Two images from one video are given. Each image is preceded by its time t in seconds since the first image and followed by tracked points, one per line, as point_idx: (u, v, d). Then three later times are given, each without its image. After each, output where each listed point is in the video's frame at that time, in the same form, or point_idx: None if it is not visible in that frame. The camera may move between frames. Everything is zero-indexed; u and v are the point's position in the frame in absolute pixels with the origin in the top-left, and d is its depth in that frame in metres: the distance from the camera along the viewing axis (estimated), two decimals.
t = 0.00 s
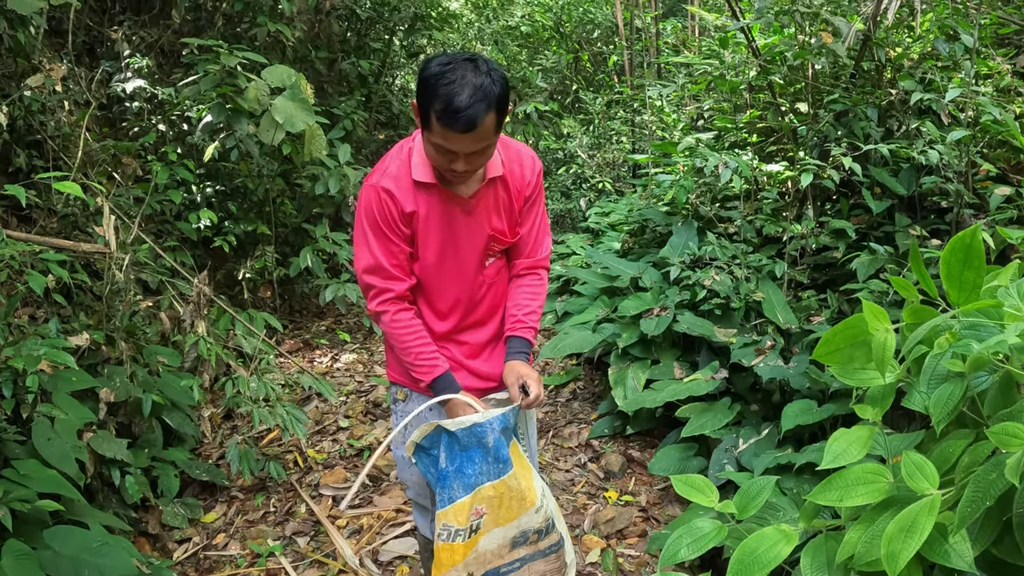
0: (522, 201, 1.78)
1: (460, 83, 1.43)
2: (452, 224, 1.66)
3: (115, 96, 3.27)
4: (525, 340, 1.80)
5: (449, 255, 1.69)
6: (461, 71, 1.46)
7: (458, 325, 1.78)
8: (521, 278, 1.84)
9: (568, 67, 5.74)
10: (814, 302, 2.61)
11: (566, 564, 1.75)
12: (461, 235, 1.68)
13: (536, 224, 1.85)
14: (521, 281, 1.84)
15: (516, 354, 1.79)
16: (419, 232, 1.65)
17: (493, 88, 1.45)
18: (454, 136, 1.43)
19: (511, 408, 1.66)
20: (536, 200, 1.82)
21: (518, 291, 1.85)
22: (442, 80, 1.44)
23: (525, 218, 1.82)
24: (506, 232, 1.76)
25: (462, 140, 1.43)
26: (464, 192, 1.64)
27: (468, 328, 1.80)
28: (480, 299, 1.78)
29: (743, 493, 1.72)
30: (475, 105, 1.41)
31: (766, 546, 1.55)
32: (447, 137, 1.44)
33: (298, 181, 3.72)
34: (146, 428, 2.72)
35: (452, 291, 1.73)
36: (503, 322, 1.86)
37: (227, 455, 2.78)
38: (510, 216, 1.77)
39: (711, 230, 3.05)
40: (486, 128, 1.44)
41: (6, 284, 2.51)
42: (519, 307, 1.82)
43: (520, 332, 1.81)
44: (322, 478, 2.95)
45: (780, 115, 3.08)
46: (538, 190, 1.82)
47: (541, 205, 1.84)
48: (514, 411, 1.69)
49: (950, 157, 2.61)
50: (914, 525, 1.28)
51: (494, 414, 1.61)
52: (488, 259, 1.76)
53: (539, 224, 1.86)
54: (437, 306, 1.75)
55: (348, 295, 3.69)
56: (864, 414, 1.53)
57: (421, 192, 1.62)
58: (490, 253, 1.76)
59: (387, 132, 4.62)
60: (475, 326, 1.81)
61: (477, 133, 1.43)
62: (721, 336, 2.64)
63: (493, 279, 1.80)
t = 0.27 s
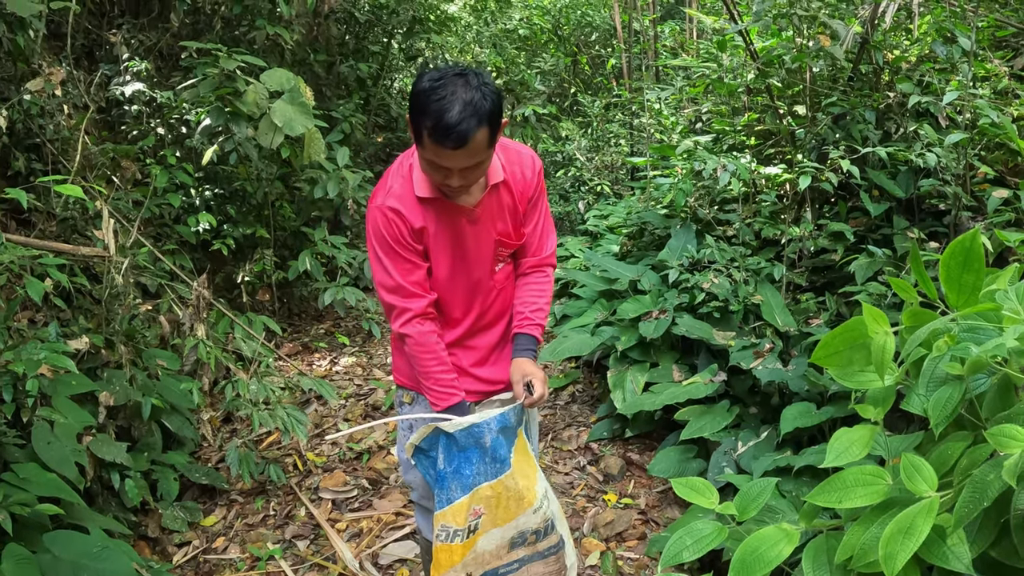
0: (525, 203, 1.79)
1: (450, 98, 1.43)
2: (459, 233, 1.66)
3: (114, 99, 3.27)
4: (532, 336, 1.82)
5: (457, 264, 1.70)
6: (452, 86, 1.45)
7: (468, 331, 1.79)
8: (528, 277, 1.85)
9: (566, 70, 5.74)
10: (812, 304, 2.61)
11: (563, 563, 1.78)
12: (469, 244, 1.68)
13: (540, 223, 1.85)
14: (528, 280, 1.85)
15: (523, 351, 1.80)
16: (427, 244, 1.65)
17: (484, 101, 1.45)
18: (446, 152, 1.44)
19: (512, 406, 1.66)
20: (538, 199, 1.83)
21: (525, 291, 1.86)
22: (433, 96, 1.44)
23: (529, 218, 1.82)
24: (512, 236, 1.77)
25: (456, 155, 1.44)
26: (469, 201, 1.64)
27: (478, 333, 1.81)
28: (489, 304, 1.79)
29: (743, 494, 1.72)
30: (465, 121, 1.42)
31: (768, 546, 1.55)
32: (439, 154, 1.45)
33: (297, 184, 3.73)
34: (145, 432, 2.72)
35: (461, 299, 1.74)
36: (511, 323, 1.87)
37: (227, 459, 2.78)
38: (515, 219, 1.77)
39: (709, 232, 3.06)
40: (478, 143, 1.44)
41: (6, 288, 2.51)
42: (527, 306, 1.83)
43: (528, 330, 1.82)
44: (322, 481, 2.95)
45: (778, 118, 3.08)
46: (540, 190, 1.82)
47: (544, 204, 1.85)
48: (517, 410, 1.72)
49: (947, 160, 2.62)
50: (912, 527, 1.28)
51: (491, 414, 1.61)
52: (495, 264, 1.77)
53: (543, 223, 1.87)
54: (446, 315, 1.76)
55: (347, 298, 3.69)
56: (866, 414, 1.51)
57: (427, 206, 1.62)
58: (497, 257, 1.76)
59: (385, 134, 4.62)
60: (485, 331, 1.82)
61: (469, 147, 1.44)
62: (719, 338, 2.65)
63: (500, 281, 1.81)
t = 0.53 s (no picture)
0: (529, 204, 1.79)
1: (453, 94, 1.43)
2: (461, 234, 1.67)
3: (111, 102, 3.27)
4: (540, 338, 1.82)
5: (461, 265, 1.70)
6: (454, 82, 1.46)
7: (472, 333, 1.79)
8: (533, 278, 1.86)
9: (564, 72, 5.75)
10: (810, 306, 2.61)
11: (562, 566, 1.77)
12: (469, 243, 1.68)
13: (546, 225, 1.85)
14: (533, 281, 1.85)
15: (530, 352, 1.80)
16: (428, 244, 1.65)
17: (486, 98, 1.45)
18: (448, 149, 1.44)
19: (517, 409, 1.68)
20: (544, 201, 1.83)
21: (531, 293, 1.86)
22: (435, 92, 1.44)
23: (534, 220, 1.82)
24: (515, 236, 1.76)
25: (458, 152, 1.44)
26: (470, 200, 1.64)
27: (483, 335, 1.81)
28: (490, 305, 1.79)
29: (741, 497, 1.72)
30: (467, 118, 1.42)
31: (767, 548, 1.54)
32: (441, 150, 1.45)
33: (294, 187, 3.72)
34: (142, 435, 2.71)
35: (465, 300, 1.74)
36: (517, 325, 1.88)
37: (224, 462, 2.78)
38: (519, 220, 1.77)
39: (707, 235, 3.06)
40: (480, 140, 1.44)
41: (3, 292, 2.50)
42: (533, 307, 1.84)
43: (534, 331, 1.82)
44: (319, 485, 2.95)
45: (775, 121, 3.05)
46: (546, 191, 1.82)
47: (550, 206, 1.85)
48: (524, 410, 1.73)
49: (944, 162, 2.62)
50: (910, 531, 1.27)
51: (492, 415, 1.63)
52: (499, 266, 1.77)
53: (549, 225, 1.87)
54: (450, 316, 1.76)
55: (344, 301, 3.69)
56: (865, 416, 1.52)
57: (426, 204, 1.62)
58: (501, 259, 1.76)
59: (383, 137, 4.62)
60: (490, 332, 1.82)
61: (472, 144, 1.44)
62: (717, 341, 2.65)
63: (506, 283, 1.81)
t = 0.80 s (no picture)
0: (530, 208, 1.78)
1: (454, 92, 1.43)
2: (460, 236, 1.66)
3: (107, 105, 3.26)
4: (540, 342, 1.82)
5: (460, 267, 1.69)
6: (455, 81, 1.45)
7: (471, 336, 1.79)
8: (534, 283, 1.85)
9: (560, 75, 5.75)
10: (806, 311, 2.61)
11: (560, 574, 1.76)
12: (465, 245, 1.67)
13: (547, 229, 1.84)
14: (534, 286, 1.85)
15: (531, 357, 1.80)
16: (426, 246, 1.65)
17: (488, 97, 1.45)
18: (448, 147, 1.43)
19: (513, 415, 1.68)
20: (545, 205, 1.82)
21: (532, 297, 1.86)
22: (436, 90, 1.44)
23: (535, 224, 1.82)
24: (514, 239, 1.75)
25: (459, 150, 1.44)
26: (469, 202, 1.64)
27: (483, 338, 1.81)
28: (487, 308, 1.78)
29: (737, 504, 1.70)
30: (468, 116, 1.41)
31: (757, 561, 1.53)
32: (442, 148, 1.44)
33: (290, 191, 3.72)
34: (138, 440, 2.71)
35: (464, 303, 1.74)
36: (518, 329, 1.87)
37: (220, 467, 2.77)
38: (519, 224, 1.76)
39: (703, 239, 3.06)
40: (480, 138, 1.44)
41: None
42: (533, 311, 1.83)
43: (535, 335, 1.82)
44: (315, 489, 2.94)
45: (771, 124, 3.09)
46: (547, 194, 1.81)
47: (551, 209, 1.84)
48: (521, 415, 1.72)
49: (940, 166, 2.62)
50: (905, 540, 1.27)
51: (488, 422, 1.63)
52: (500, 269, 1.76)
53: (549, 230, 1.86)
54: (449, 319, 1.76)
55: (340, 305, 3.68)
56: (856, 425, 1.52)
57: (424, 205, 1.62)
58: (502, 262, 1.76)
59: (380, 140, 4.62)
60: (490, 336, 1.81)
61: (473, 142, 1.43)
62: (713, 345, 2.65)
63: (506, 286, 1.80)
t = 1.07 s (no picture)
0: (523, 208, 1.77)
1: (441, 90, 1.43)
2: (452, 235, 1.66)
3: (102, 107, 3.26)
4: (534, 342, 1.80)
5: (453, 266, 1.68)
6: (443, 78, 1.45)
7: (465, 338, 1.77)
8: (528, 283, 1.83)
9: (557, 78, 5.76)
10: (801, 313, 2.61)
11: None
12: (457, 245, 1.67)
13: (541, 229, 1.83)
14: (528, 286, 1.83)
15: (523, 356, 1.78)
16: (418, 245, 1.64)
17: (476, 95, 1.45)
18: (436, 144, 1.43)
19: (496, 415, 1.68)
20: (537, 205, 1.81)
21: (526, 297, 1.84)
22: (424, 89, 1.44)
23: (528, 225, 1.81)
24: (507, 239, 1.74)
25: (448, 148, 1.43)
26: (460, 201, 1.63)
27: (477, 339, 1.79)
28: (481, 310, 1.76)
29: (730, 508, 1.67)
30: (455, 112, 1.41)
31: (753, 567, 1.45)
32: (430, 145, 1.44)
33: (286, 193, 3.72)
34: (131, 443, 2.70)
35: (457, 304, 1.72)
36: (511, 329, 1.86)
37: (213, 470, 2.76)
38: (512, 224, 1.75)
39: (698, 241, 3.05)
40: (469, 135, 1.43)
41: None
42: (527, 311, 1.82)
43: (528, 335, 1.80)
44: (309, 492, 2.93)
45: (767, 126, 3.08)
46: (540, 194, 1.80)
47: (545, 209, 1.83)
48: (510, 413, 1.72)
49: (935, 168, 2.62)
50: (896, 545, 1.26)
51: (466, 422, 1.63)
52: (493, 269, 1.75)
53: (543, 230, 1.84)
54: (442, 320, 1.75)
55: (335, 308, 3.67)
56: (852, 428, 1.49)
57: (416, 204, 1.61)
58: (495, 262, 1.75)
59: (375, 142, 4.62)
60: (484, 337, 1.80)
61: (461, 138, 1.43)
62: (707, 348, 2.64)
63: (500, 286, 1.79)
